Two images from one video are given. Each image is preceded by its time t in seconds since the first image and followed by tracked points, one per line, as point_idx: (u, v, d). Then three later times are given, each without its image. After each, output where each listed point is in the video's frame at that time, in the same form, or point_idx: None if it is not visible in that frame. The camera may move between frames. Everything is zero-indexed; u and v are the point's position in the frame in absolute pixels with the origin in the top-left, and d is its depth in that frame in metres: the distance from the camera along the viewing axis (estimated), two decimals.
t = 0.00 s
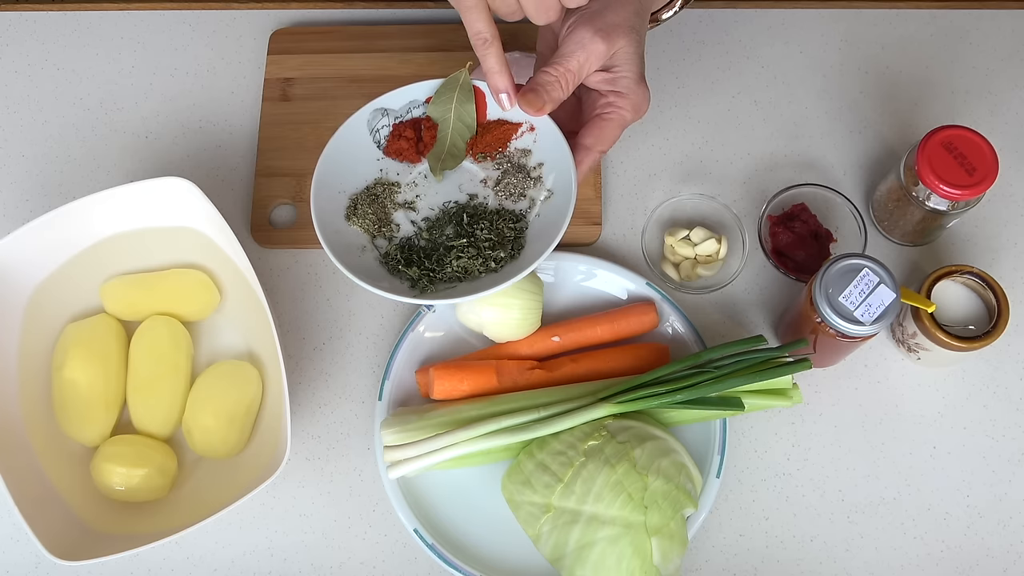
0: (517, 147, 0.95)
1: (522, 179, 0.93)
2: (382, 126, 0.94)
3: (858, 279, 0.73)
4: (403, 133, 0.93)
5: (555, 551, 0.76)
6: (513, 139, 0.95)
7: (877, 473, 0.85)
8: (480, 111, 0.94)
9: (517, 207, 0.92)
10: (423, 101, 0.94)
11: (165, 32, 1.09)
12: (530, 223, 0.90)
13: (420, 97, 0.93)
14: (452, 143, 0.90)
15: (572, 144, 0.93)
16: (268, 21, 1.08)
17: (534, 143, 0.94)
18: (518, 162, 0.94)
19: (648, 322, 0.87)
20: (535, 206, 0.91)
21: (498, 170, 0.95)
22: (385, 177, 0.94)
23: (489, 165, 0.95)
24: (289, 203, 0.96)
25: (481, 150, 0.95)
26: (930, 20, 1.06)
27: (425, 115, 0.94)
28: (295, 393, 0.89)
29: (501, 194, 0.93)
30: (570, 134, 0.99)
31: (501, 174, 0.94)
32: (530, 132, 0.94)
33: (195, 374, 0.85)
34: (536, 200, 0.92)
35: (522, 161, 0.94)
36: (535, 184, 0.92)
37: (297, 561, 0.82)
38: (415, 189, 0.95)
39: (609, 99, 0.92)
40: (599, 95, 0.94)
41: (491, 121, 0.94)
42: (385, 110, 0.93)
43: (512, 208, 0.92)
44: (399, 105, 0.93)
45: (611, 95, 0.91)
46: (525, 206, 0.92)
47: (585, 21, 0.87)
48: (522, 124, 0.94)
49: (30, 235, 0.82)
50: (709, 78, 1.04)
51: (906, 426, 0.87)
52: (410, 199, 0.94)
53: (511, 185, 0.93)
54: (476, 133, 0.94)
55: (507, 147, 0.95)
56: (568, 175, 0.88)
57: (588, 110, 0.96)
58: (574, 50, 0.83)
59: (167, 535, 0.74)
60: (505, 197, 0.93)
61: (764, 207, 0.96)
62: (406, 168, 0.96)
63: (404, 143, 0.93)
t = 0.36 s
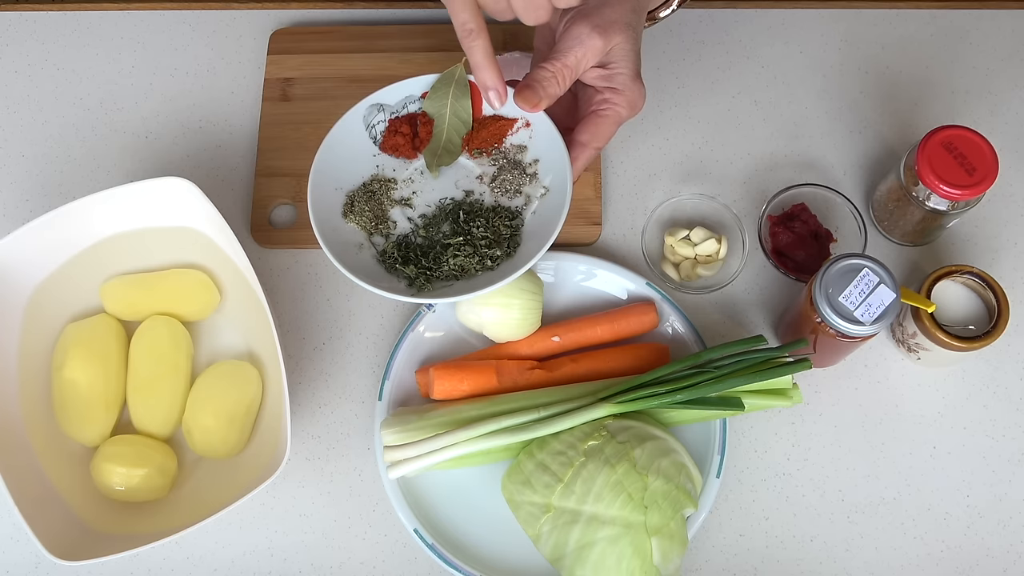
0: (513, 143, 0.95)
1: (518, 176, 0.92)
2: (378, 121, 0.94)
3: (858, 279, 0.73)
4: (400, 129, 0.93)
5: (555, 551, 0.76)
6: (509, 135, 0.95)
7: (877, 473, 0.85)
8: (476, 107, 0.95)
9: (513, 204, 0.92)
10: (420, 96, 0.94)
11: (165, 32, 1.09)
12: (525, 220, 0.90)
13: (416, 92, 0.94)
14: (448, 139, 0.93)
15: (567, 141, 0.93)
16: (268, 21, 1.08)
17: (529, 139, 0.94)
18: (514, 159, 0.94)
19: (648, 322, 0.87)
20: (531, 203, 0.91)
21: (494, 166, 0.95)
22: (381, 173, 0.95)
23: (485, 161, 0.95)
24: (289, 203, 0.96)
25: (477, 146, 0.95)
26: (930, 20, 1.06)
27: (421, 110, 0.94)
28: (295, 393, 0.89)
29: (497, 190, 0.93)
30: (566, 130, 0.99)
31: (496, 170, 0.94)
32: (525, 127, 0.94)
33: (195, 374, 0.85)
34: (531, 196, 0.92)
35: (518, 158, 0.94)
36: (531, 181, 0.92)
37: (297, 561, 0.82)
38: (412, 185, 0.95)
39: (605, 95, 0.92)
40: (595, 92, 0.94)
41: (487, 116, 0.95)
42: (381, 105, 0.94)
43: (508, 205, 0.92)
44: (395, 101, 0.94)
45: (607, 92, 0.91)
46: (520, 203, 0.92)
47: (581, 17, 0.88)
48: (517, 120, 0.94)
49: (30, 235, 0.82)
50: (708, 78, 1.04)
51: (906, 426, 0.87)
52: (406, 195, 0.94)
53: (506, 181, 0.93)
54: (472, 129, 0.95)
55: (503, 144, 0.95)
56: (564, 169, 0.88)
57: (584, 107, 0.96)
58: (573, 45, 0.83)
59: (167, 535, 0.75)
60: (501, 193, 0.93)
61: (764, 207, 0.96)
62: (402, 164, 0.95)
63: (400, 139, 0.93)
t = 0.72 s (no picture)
0: (494, 136, 0.97)
1: (499, 168, 0.94)
2: (362, 116, 0.96)
3: (858, 279, 0.73)
4: (384, 124, 0.95)
5: (555, 551, 0.76)
6: (491, 129, 0.97)
7: (877, 473, 0.85)
8: (459, 100, 0.96)
9: (494, 195, 0.93)
10: (403, 91, 0.96)
11: (165, 32, 1.09)
12: (505, 211, 0.92)
13: (399, 87, 0.95)
14: (431, 133, 0.95)
15: (547, 135, 0.93)
16: (268, 21, 1.08)
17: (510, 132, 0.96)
18: (495, 152, 0.96)
19: (648, 322, 0.87)
20: (511, 194, 0.93)
21: (476, 159, 0.96)
22: (366, 167, 0.96)
23: (467, 155, 0.97)
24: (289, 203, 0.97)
25: (460, 140, 0.96)
26: (930, 20, 1.06)
27: (405, 105, 0.96)
28: (295, 393, 0.89)
29: (478, 182, 0.94)
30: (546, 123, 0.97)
31: (478, 163, 0.96)
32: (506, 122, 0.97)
33: (196, 374, 0.85)
34: (511, 188, 0.93)
35: (499, 151, 0.96)
36: (512, 173, 0.94)
37: (297, 561, 0.82)
38: (395, 178, 0.96)
39: (586, 90, 0.93)
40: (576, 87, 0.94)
41: (469, 110, 0.97)
42: (365, 100, 0.95)
43: (489, 197, 0.93)
44: (379, 96, 0.95)
45: (588, 86, 0.93)
46: (501, 195, 0.93)
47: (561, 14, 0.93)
48: (499, 114, 0.96)
49: (30, 235, 0.82)
50: (708, 78, 1.04)
51: (906, 426, 0.87)
52: (389, 187, 0.95)
53: (488, 174, 0.94)
54: (455, 123, 0.96)
55: (485, 137, 0.97)
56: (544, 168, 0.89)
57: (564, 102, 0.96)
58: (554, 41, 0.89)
59: (167, 535, 0.75)
60: (482, 185, 0.94)
61: (764, 207, 0.96)
62: (386, 157, 0.97)
63: (384, 133, 0.95)
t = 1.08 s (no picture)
0: (494, 140, 0.97)
1: (498, 172, 0.94)
2: (362, 117, 0.96)
3: (858, 279, 0.73)
4: (383, 125, 0.95)
5: (555, 551, 0.76)
6: (490, 132, 0.97)
7: (877, 473, 0.85)
8: (459, 103, 0.95)
9: (493, 199, 0.94)
10: (403, 93, 0.95)
11: (165, 32, 1.09)
12: (504, 215, 0.92)
13: (400, 89, 0.95)
14: (430, 135, 0.94)
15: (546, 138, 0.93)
16: (268, 21, 1.08)
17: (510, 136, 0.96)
18: (494, 156, 0.96)
19: (648, 322, 0.87)
20: (510, 199, 0.93)
21: (474, 162, 0.96)
22: (365, 168, 0.96)
23: (466, 158, 0.97)
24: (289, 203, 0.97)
25: (459, 143, 0.96)
26: (930, 20, 1.06)
27: (405, 107, 0.96)
28: (295, 394, 0.89)
29: (477, 186, 0.95)
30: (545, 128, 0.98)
31: (477, 167, 0.96)
32: (505, 126, 0.96)
33: (196, 374, 0.85)
34: (510, 193, 0.93)
35: (498, 155, 0.96)
36: (510, 177, 0.94)
37: (297, 561, 0.82)
38: (394, 180, 0.96)
39: (585, 94, 0.93)
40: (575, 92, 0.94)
41: (469, 113, 0.96)
42: (365, 101, 0.95)
43: (488, 201, 0.94)
44: (380, 97, 0.95)
45: (587, 91, 0.93)
46: (500, 199, 0.93)
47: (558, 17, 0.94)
48: (499, 117, 0.96)
49: (30, 235, 0.82)
50: (708, 78, 1.04)
51: (906, 426, 0.87)
52: (389, 189, 0.95)
53: (487, 178, 0.94)
54: (454, 126, 0.96)
55: (484, 140, 0.97)
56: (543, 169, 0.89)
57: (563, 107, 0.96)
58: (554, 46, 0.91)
59: (167, 535, 0.75)
60: (481, 189, 0.94)
61: (764, 207, 0.96)
62: (385, 159, 0.97)
63: (383, 135, 0.95)
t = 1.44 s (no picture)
0: (487, 136, 0.98)
1: (491, 168, 0.95)
2: (355, 111, 0.96)
3: (858, 279, 0.73)
4: (377, 120, 0.96)
5: (555, 551, 0.76)
6: (483, 128, 0.98)
7: (877, 473, 0.85)
8: (452, 99, 0.97)
9: (485, 194, 0.94)
10: (397, 88, 0.96)
11: (165, 33, 1.09)
12: (497, 211, 0.93)
13: (393, 84, 0.96)
14: (424, 130, 0.94)
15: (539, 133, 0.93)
16: (268, 21, 1.08)
17: (503, 132, 0.97)
18: (488, 151, 0.97)
19: (648, 322, 0.87)
20: (502, 194, 0.94)
21: (468, 158, 0.97)
22: (357, 162, 0.97)
23: (459, 153, 0.98)
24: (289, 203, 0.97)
25: (452, 138, 0.97)
26: (930, 20, 1.06)
27: (398, 102, 0.97)
28: (295, 394, 0.89)
29: (470, 181, 0.95)
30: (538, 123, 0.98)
31: (470, 162, 0.97)
32: (499, 122, 0.97)
33: (196, 374, 0.85)
34: (503, 188, 0.94)
35: (492, 150, 0.97)
36: (503, 173, 0.95)
37: (297, 561, 0.82)
38: (387, 174, 0.97)
39: (578, 89, 0.92)
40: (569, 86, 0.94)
41: (463, 109, 0.97)
42: (359, 96, 0.96)
43: (480, 196, 0.94)
44: (373, 92, 0.96)
45: (580, 86, 0.92)
46: (492, 194, 0.94)
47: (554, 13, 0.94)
48: (492, 113, 0.97)
49: (30, 235, 0.82)
50: (708, 78, 1.04)
51: (906, 426, 0.87)
52: (381, 183, 0.96)
53: (480, 173, 0.95)
54: (448, 121, 0.97)
55: (477, 136, 0.98)
56: (536, 165, 0.90)
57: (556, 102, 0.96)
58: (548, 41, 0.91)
59: (167, 535, 0.75)
60: (474, 184, 0.95)
61: (764, 207, 0.96)
62: (378, 153, 0.98)
63: (377, 130, 0.96)
